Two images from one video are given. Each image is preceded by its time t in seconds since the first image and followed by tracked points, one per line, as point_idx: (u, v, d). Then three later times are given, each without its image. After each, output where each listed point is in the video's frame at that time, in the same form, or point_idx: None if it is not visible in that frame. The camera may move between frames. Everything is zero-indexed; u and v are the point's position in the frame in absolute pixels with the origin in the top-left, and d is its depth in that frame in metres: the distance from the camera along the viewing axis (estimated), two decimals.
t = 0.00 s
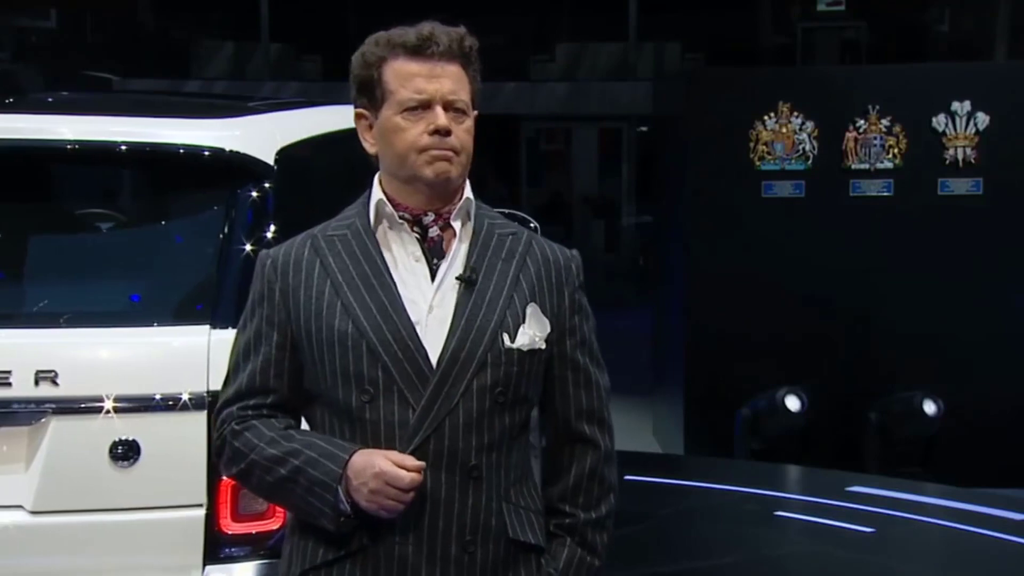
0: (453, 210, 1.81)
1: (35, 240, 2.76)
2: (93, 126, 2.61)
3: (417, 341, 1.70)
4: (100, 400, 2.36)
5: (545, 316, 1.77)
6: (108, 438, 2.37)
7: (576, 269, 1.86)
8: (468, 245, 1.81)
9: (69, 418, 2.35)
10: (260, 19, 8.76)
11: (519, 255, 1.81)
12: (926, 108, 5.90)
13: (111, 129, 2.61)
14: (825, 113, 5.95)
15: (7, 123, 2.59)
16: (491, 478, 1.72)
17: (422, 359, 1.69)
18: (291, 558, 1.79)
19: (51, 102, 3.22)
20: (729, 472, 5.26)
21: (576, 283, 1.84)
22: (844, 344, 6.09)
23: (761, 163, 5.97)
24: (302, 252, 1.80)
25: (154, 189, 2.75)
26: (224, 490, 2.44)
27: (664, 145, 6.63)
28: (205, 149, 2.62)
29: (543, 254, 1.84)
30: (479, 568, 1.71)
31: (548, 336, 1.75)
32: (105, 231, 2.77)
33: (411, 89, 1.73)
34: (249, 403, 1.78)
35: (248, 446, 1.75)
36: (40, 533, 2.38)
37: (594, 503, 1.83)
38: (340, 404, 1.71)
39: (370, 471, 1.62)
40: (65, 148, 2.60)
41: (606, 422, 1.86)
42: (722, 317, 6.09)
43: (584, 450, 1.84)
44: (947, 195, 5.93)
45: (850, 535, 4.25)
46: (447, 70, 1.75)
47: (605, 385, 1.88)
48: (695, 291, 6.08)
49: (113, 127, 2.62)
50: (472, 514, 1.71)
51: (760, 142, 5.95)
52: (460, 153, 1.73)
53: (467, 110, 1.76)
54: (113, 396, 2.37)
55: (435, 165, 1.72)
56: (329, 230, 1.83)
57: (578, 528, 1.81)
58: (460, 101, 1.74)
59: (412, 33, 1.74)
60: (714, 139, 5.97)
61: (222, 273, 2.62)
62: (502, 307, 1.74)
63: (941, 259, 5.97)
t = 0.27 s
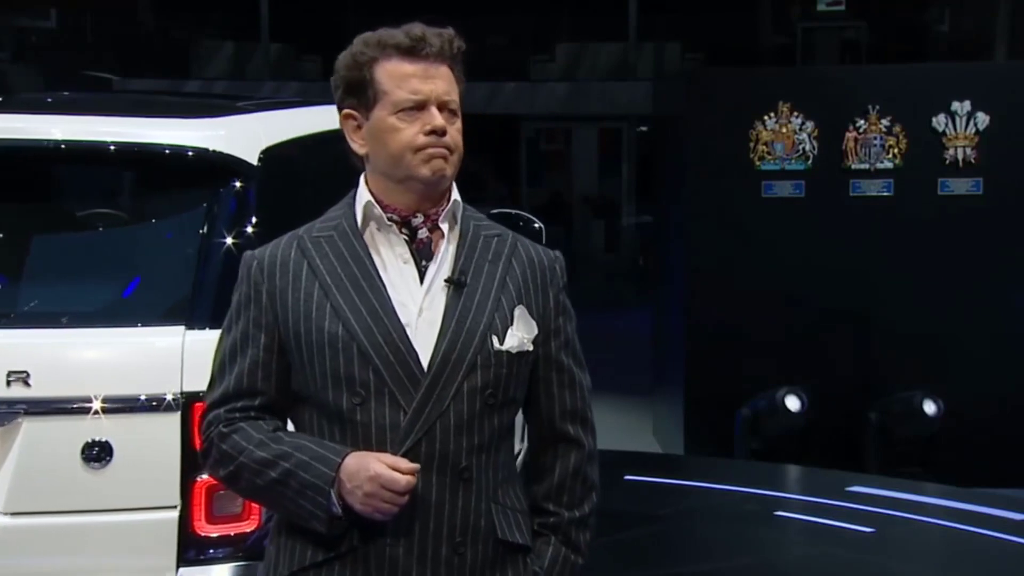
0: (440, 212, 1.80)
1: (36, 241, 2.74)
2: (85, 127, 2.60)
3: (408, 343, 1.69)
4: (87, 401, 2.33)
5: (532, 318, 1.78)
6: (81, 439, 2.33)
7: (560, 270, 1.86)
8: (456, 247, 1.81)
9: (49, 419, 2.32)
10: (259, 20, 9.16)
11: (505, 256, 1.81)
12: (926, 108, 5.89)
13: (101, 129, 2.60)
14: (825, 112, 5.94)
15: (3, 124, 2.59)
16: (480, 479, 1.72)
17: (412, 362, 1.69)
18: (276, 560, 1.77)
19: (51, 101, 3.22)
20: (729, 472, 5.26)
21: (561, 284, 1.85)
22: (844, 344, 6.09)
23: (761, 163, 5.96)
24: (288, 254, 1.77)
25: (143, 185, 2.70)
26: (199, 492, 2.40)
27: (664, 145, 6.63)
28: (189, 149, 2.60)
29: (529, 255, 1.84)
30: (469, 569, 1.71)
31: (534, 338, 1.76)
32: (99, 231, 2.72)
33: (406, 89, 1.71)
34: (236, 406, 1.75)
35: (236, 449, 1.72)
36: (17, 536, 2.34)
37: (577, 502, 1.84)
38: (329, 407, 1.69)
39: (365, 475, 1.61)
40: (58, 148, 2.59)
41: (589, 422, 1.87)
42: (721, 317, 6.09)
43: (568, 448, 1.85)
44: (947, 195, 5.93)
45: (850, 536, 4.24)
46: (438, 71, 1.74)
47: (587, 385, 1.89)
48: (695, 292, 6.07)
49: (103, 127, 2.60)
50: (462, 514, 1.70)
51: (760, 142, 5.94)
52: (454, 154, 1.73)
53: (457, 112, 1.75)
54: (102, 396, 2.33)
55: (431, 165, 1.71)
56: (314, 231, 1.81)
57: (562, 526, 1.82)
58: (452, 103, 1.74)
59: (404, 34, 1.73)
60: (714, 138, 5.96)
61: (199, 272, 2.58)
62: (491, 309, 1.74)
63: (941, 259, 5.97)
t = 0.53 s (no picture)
0: (428, 214, 1.81)
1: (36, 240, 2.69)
2: (75, 126, 2.58)
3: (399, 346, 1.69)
4: (71, 401, 2.30)
5: (519, 319, 1.79)
6: (48, 442, 2.32)
7: (545, 270, 1.87)
8: (444, 248, 1.81)
9: (33, 418, 2.31)
10: (260, 20, 9.43)
11: (490, 257, 1.82)
12: (925, 108, 5.90)
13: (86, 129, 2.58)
14: (825, 112, 5.94)
15: None
16: (469, 479, 1.73)
17: (403, 364, 1.68)
18: (262, 562, 1.75)
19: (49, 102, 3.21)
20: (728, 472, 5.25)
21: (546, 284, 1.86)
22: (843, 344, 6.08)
23: (761, 163, 5.96)
24: (276, 255, 1.76)
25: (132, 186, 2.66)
26: (172, 496, 2.37)
27: (663, 145, 6.63)
28: (172, 150, 2.58)
29: (514, 255, 1.85)
30: (458, 570, 1.71)
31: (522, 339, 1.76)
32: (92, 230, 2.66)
33: (397, 92, 1.71)
34: (224, 407, 1.73)
35: (225, 451, 1.70)
36: None
37: (560, 501, 1.84)
38: (319, 409, 1.68)
39: (361, 479, 1.59)
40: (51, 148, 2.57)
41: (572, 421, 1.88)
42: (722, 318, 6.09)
43: (552, 447, 1.85)
44: (948, 195, 5.93)
45: (851, 535, 4.24)
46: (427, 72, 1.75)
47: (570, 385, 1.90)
48: (695, 292, 6.07)
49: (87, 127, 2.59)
50: (452, 515, 1.71)
51: (760, 142, 5.94)
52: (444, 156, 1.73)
53: (446, 113, 1.76)
54: (86, 397, 2.30)
55: (423, 167, 1.71)
56: (301, 231, 1.79)
57: (547, 523, 1.82)
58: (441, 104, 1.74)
59: (394, 35, 1.73)
60: (714, 138, 5.96)
61: (178, 266, 2.56)
62: (480, 310, 1.75)
63: (941, 259, 5.97)
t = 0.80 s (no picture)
0: (420, 212, 1.84)
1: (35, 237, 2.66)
2: (64, 125, 2.58)
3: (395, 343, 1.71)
4: (57, 402, 2.33)
5: (511, 317, 1.83)
6: (21, 443, 2.34)
7: (534, 269, 1.92)
8: (437, 246, 1.84)
9: (24, 418, 2.33)
10: (260, 20, 9.46)
11: (482, 256, 1.86)
12: (926, 107, 5.89)
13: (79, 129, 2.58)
14: (825, 112, 5.94)
15: None
16: (465, 475, 1.76)
17: (400, 360, 1.71)
18: (257, 563, 1.75)
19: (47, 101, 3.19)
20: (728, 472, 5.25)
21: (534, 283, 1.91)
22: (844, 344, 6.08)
23: (761, 163, 5.95)
24: (269, 253, 1.76)
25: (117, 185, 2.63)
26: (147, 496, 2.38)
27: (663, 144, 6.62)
28: (156, 149, 2.57)
29: (504, 255, 1.89)
30: (454, 567, 1.74)
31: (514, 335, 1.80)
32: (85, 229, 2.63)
33: (373, 92, 1.75)
34: (220, 405, 1.73)
35: (221, 449, 1.71)
36: None
37: (550, 497, 1.89)
38: (315, 406, 1.70)
39: (364, 472, 1.61)
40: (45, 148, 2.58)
41: (559, 418, 1.93)
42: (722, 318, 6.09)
43: (542, 444, 1.91)
44: (948, 195, 5.93)
45: (851, 535, 4.24)
46: (408, 71, 1.78)
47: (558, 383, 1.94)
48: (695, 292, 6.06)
49: (80, 127, 2.59)
50: (448, 512, 1.74)
51: (760, 142, 5.93)
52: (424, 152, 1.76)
53: (428, 110, 1.79)
54: (71, 398, 2.33)
55: (401, 165, 1.75)
56: (293, 230, 1.80)
57: (538, 520, 1.86)
58: (420, 101, 1.77)
59: (371, 37, 1.77)
60: (714, 138, 5.94)
61: (158, 262, 2.55)
62: (473, 308, 1.78)
63: (941, 259, 5.97)
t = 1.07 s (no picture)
0: (406, 212, 1.77)
1: None
2: (46, 124, 2.42)
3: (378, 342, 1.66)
4: (37, 403, 2.16)
5: (499, 317, 1.75)
6: None
7: (526, 270, 1.85)
8: (425, 246, 1.78)
9: None
10: (260, 20, 9.48)
11: (471, 256, 1.79)
12: (926, 108, 5.89)
13: (62, 128, 2.41)
14: (825, 112, 5.93)
15: None
16: (451, 476, 1.71)
17: (383, 360, 1.66)
18: (242, 562, 1.72)
19: (49, 100, 3.19)
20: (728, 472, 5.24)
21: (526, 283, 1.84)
22: (842, 344, 6.07)
23: (761, 163, 5.96)
24: (256, 252, 1.73)
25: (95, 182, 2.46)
26: (116, 497, 2.21)
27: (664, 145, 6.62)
28: (135, 150, 2.40)
29: (495, 256, 1.82)
30: (438, 568, 1.69)
31: (502, 336, 1.73)
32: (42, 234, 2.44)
33: (344, 94, 1.70)
34: (204, 406, 1.70)
35: (205, 449, 1.67)
36: None
37: (541, 498, 1.81)
38: (298, 406, 1.66)
39: (337, 468, 1.57)
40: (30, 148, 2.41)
41: (552, 420, 1.85)
42: (721, 317, 6.08)
43: (532, 446, 1.82)
44: (948, 195, 5.92)
45: (850, 535, 4.24)
46: (384, 70, 1.72)
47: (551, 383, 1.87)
48: (695, 292, 6.06)
49: (63, 126, 2.42)
50: (433, 513, 1.69)
51: (760, 142, 5.94)
52: (399, 152, 1.69)
53: (406, 108, 1.72)
54: (51, 398, 2.17)
55: (374, 166, 1.69)
56: (281, 230, 1.76)
57: (527, 522, 1.79)
58: (395, 100, 1.70)
59: (343, 38, 1.71)
60: (713, 138, 5.95)
61: (133, 263, 2.34)
62: (459, 308, 1.72)
63: (941, 259, 5.96)
